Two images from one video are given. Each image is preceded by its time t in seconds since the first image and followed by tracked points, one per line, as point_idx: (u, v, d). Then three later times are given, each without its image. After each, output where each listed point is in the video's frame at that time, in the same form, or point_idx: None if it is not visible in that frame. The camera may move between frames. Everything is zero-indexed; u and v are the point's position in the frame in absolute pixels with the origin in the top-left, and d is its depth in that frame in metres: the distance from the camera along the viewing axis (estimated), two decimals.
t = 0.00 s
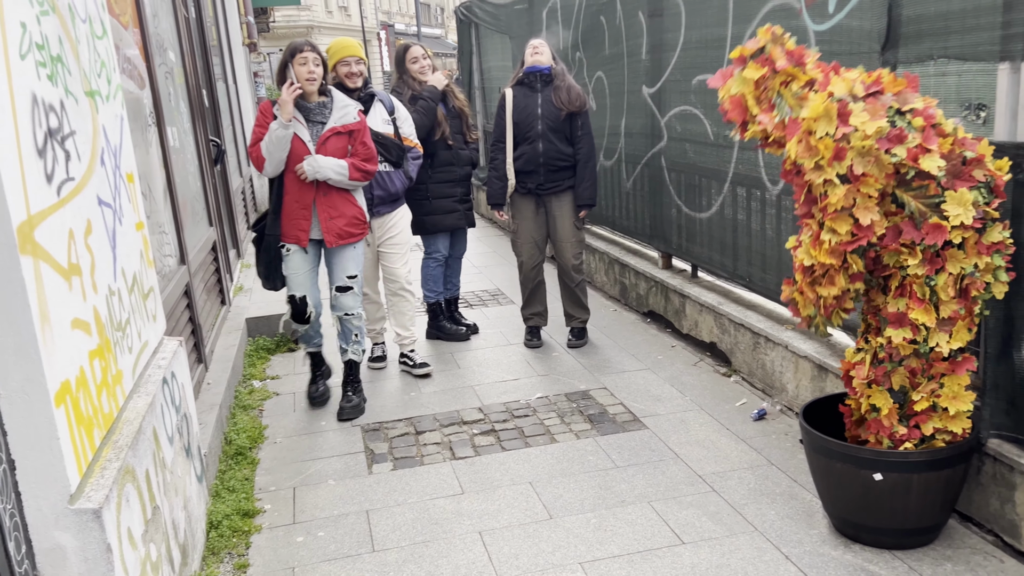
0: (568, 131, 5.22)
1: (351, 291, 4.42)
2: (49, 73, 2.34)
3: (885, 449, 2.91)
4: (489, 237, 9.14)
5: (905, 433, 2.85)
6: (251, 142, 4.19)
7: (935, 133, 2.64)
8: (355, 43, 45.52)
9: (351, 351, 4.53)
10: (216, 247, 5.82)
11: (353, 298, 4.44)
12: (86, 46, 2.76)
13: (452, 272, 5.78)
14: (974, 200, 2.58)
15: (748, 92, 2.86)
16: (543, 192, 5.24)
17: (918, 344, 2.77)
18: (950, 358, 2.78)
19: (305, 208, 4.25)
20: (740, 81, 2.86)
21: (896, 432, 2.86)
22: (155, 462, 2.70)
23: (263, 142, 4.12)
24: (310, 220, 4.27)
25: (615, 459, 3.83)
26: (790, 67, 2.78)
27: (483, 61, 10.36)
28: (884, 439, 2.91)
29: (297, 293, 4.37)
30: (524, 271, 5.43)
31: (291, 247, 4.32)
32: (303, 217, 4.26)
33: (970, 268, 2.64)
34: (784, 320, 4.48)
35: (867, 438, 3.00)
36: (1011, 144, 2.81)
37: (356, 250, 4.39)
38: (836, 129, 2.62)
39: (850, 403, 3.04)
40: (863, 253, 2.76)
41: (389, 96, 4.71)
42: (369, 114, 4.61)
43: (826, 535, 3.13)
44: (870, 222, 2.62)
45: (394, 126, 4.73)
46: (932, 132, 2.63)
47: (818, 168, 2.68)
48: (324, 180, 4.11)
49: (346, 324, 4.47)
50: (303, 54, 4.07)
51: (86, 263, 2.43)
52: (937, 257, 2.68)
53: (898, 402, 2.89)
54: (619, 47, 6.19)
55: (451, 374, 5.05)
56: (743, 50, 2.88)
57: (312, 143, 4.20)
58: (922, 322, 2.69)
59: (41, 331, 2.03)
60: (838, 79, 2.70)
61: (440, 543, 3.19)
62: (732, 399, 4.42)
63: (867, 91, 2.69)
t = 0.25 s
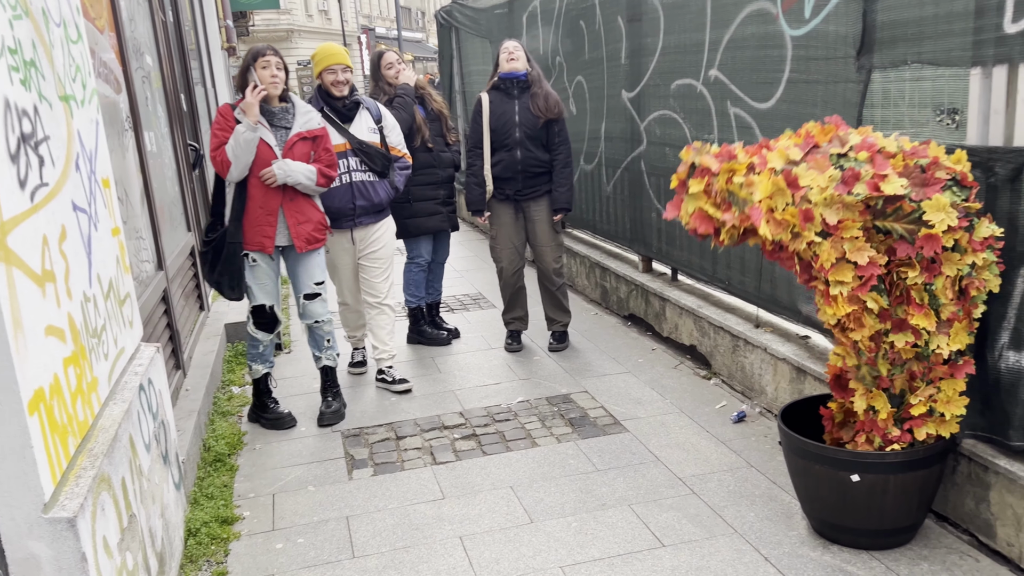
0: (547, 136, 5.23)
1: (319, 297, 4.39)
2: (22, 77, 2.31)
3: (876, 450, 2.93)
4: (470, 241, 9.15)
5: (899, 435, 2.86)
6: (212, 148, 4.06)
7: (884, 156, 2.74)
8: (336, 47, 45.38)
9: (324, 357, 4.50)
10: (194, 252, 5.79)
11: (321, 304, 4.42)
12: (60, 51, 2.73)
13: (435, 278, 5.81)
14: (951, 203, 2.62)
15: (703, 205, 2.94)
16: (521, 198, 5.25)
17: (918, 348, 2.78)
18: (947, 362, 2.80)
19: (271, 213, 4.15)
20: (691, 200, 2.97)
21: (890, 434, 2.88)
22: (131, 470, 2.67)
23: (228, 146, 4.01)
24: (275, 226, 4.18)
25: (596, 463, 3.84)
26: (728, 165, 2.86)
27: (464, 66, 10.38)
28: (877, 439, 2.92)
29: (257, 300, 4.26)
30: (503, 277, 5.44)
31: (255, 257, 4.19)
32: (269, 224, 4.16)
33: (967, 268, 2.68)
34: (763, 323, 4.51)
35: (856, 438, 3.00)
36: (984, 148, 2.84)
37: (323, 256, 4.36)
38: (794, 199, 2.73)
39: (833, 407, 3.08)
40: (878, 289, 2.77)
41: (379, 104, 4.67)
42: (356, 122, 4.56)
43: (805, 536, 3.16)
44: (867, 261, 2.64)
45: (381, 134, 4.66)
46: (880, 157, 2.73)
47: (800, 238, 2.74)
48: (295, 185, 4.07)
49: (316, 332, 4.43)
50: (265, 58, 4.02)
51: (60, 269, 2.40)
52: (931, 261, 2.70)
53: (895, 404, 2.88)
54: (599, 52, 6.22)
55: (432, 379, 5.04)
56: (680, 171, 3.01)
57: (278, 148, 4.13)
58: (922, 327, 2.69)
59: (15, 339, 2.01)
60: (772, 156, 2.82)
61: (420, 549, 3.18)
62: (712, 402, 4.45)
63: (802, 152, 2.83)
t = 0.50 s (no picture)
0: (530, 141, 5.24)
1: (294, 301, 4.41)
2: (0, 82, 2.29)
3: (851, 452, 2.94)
4: (455, 245, 9.15)
5: (873, 437, 2.88)
6: (186, 152, 3.96)
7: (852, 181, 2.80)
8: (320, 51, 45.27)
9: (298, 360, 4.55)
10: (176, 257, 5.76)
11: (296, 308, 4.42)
12: (39, 55, 2.71)
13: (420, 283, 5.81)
14: (927, 216, 2.68)
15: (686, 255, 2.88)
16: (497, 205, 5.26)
17: (895, 354, 2.81)
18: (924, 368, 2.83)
19: (247, 219, 4.12)
20: (675, 253, 2.92)
21: (863, 434, 2.90)
22: (112, 477, 2.65)
23: (204, 151, 3.93)
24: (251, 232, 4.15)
25: (580, 467, 3.85)
26: (704, 215, 2.84)
27: (447, 70, 10.38)
28: (850, 440, 2.94)
29: (232, 308, 4.22)
30: (483, 281, 5.42)
31: (228, 263, 4.14)
32: (244, 229, 4.13)
33: (946, 277, 2.71)
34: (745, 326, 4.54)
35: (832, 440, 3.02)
36: (961, 152, 2.88)
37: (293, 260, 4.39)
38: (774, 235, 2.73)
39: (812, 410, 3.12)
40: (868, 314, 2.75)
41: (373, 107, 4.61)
42: (350, 122, 4.48)
43: (787, 539, 3.17)
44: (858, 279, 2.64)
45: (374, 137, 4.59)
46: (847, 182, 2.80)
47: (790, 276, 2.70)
48: (272, 190, 4.08)
49: (293, 337, 4.45)
50: (229, 62, 3.99)
51: (39, 276, 2.38)
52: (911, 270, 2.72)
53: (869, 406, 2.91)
54: (582, 57, 6.24)
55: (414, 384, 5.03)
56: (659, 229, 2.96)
57: (253, 153, 4.12)
58: (902, 334, 2.72)
59: None
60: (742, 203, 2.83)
61: (404, 555, 3.18)
62: (696, 405, 4.47)
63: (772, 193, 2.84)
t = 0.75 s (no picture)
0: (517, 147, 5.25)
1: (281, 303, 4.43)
2: None
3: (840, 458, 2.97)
4: (443, 250, 9.15)
5: (862, 444, 2.91)
6: (178, 157, 3.92)
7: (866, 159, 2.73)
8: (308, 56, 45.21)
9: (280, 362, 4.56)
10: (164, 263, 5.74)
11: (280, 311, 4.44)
12: (25, 59, 2.70)
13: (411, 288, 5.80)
14: (917, 215, 2.66)
15: (684, 135, 2.87)
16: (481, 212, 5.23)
17: (876, 358, 2.83)
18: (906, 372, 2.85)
19: (244, 221, 4.12)
20: (674, 129, 2.88)
21: (852, 442, 2.92)
22: (99, 483, 2.63)
23: (197, 153, 3.91)
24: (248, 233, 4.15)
25: (570, 471, 3.85)
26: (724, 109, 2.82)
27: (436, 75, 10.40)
28: (839, 448, 2.96)
29: (228, 313, 4.21)
30: (468, 287, 5.41)
31: (226, 267, 4.14)
32: (241, 232, 4.12)
33: (925, 280, 2.72)
34: (734, 330, 4.56)
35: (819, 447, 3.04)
36: (947, 157, 2.90)
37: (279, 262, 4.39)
38: (771, 172, 2.71)
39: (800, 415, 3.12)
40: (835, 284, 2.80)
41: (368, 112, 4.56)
42: (345, 127, 4.44)
43: (776, 542, 3.18)
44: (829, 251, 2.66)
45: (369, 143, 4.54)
46: (862, 157, 2.72)
47: (766, 213, 2.73)
48: (264, 187, 4.09)
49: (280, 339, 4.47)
50: (211, 66, 3.99)
51: (26, 281, 2.36)
52: (890, 271, 2.73)
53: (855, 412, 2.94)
54: (570, 62, 6.26)
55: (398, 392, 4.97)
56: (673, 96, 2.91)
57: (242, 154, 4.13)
58: (881, 337, 2.75)
59: None
60: (762, 125, 2.78)
61: (394, 560, 3.17)
62: (684, 409, 4.48)
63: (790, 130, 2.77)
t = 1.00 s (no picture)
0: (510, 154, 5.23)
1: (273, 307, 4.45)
2: None
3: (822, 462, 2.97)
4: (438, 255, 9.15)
5: (840, 444, 2.93)
6: (168, 163, 3.95)
7: (882, 157, 2.73)
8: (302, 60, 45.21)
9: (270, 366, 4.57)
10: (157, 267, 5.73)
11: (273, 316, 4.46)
12: (19, 63, 2.69)
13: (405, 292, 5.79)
14: (904, 223, 2.69)
15: (733, 37, 2.75)
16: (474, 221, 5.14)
17: (847, 357, 2.86)
18: (877, 372, 2.88)
19: (236, 226, 4.11)
20: (727, 26, 2.77)
21: (831, 443, 2.93)
22: (92, 488, 2.62)
23: (187, 159, 3.91)
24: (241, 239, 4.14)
25: (564, 476, 3.85)
26: (779, 31, 2.74)
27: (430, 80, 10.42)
28: (820, 450, 2.98)
29: (226, 319, 4.21)
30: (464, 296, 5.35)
31: (220, 273, 4.13)
32: (234, 236, 4.11)
33: (895, 282, 2.75)
34: (728, 334, 4.57)
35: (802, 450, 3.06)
36: (939, 161, 2.92)
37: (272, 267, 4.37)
38: (798, 120, 2.68)
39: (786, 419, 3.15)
40: (807, 257, 2.82)
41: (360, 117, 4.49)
42: (336, 135, 4.36)
43: (771, 546, 3.19)
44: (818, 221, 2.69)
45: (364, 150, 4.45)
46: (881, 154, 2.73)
47: (776, 156, 2.70)
48: (255, 190, 4.05)
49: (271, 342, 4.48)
50: (202, 72, 3.99)
51: (19, 286, 2.36)
52: (860, 271, 2.77)
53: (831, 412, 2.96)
54: (565, 67, 6.27)
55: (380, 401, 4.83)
56: None
57: (233, 159, 4.11)
58: (851, 335, 2.78)
59: None
60: (810, 72, 2.72)
61: (388, 565, 3.16)
62: (679, 414, 4.48)
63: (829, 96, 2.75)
